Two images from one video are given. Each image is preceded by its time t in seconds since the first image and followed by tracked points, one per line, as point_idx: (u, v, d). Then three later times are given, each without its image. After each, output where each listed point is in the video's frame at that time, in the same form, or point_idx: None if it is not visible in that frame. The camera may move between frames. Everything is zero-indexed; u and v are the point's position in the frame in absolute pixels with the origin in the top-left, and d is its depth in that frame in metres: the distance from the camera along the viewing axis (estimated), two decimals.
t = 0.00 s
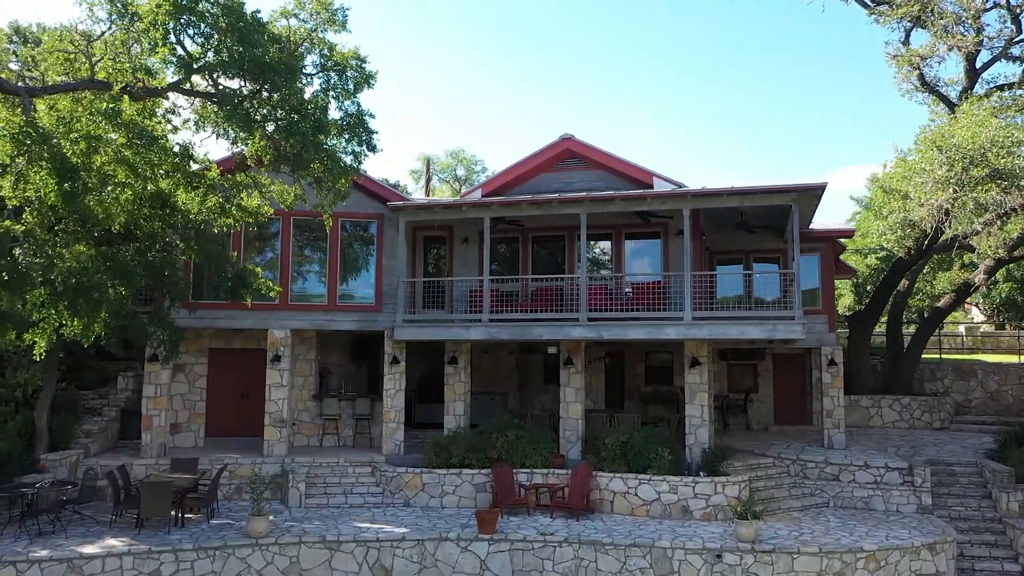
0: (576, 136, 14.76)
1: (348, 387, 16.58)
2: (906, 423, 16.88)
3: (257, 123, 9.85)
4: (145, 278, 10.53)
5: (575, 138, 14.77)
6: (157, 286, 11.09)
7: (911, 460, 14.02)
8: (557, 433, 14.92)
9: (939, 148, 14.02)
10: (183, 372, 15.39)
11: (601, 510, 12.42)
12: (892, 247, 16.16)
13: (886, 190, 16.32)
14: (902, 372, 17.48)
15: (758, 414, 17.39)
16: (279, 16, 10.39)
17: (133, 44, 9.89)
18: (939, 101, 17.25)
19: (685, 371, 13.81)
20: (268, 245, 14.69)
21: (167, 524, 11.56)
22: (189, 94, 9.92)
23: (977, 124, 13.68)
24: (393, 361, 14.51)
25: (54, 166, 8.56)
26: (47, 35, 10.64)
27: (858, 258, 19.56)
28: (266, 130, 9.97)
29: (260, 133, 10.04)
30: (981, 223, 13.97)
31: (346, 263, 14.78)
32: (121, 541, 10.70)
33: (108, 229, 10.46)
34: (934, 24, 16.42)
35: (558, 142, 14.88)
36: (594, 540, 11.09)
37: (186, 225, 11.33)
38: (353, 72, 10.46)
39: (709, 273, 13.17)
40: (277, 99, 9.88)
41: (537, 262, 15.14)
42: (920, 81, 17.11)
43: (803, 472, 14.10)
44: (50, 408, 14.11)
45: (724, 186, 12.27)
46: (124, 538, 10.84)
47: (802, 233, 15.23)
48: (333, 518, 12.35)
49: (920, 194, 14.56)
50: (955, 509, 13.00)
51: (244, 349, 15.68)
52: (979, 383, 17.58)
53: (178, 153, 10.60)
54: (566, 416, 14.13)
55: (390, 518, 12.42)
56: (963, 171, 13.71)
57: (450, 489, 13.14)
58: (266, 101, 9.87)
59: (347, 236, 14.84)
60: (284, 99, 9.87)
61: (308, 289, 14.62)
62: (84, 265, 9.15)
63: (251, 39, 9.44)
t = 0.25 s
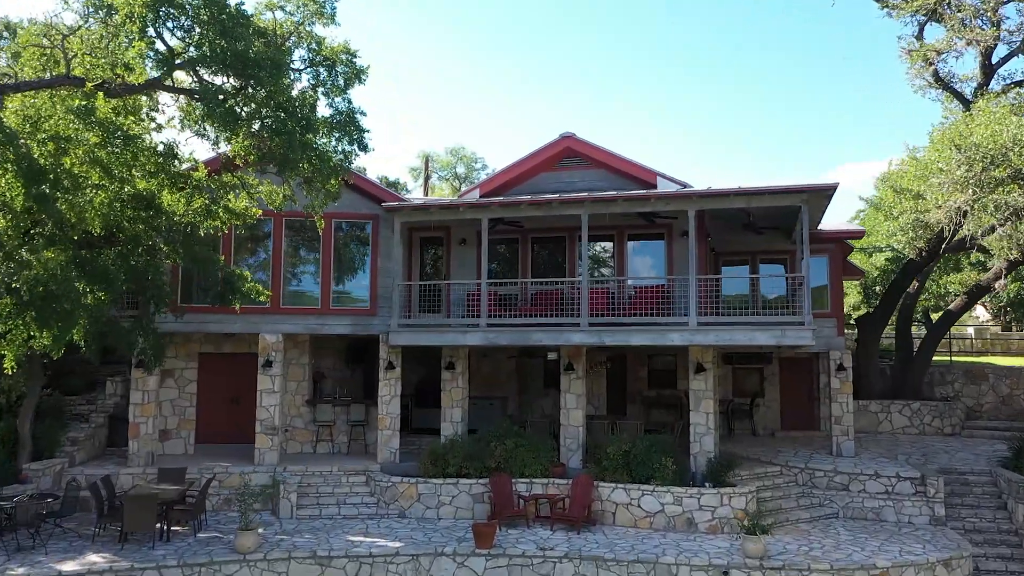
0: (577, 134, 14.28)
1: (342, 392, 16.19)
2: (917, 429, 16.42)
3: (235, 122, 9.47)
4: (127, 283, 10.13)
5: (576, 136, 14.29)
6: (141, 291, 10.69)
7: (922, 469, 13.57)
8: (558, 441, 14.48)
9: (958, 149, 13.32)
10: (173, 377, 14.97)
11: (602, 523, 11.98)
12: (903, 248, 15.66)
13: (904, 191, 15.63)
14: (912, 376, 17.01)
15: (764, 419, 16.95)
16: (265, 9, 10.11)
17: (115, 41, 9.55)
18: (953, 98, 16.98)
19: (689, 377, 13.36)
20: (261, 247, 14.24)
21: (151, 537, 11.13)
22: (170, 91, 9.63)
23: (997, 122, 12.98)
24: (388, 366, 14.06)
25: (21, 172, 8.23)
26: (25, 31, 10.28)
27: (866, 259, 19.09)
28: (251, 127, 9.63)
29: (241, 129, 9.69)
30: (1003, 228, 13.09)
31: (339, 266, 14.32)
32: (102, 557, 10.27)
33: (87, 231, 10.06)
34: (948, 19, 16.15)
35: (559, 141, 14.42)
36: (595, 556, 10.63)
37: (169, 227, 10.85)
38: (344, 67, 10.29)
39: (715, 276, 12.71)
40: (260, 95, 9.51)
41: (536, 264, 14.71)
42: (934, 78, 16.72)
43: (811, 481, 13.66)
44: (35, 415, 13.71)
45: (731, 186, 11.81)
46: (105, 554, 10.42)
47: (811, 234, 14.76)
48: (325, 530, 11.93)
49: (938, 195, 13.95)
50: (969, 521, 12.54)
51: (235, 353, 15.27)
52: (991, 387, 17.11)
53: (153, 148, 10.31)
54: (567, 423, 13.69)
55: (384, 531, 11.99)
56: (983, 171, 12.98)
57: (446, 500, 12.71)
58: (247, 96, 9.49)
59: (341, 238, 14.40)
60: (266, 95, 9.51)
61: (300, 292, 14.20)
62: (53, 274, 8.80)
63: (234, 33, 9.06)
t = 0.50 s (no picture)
0: (577, 131, 13.80)
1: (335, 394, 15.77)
2: (925, 433, 16.00)
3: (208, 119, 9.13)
4: (105, 286, 9.72)
5: (576, 133, 13.82)
6: (120, 295, 10.26)
7: (932, 475, 13.16)
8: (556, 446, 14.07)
9: (976, 145, 12.80)
10: (160, 380, 14.56)
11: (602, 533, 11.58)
12: (912, 247, 15.21)
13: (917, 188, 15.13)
14: (920, 377, 16.60)
15: (767, 422, 16.54)
16: None
17: (92, 33, 9.17)
18: (964, 93, 16.70)
19: (692, 382, 12.93)
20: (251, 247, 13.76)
21: (133, 550, 10.70)
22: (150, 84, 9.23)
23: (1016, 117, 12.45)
24: (381, 369, 13.64)
25: None
26: None
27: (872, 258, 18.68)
28: (232, 123, 9.25)
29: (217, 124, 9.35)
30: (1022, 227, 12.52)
31: (330, 266, 13.87)
32: (80, 571, 9.84)
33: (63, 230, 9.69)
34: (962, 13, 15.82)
35: (558, 137, 13.96)
36: (594, 569, 10.20)
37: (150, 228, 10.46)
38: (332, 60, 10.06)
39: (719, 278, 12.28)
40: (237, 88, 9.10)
41: (534, 264, 14.29)
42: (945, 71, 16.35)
43: (818, 488, 13.25)
44: (17, 420, 13.29)
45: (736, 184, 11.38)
46: (84, 568, 9.99)
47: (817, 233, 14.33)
48: (314, 540, 11.50)
49: (953, 194, 13.44)
50: (981, 530, 12.13)
51: (224, 356, 14.87)
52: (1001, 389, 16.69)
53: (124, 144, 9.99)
54: (565, 429, 13.27)
55: (375, 541, 11.56)
56: (1003, 169, 12.45)
57: (440, 509, 12.29)
58: (224, 90, 9.11)
59: (333, 237, 13.97)
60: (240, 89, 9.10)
61: (290, 293, 13.77)
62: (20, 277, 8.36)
63: (211, 22, 8.65)
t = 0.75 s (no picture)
0: (575, 125, 13.38)
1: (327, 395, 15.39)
2: (932, 435, 15.62)
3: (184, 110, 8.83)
4: (81, 288, 9.19)
5: (574, 126, 13.39)
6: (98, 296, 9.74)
7: (942, 480, 12.78)
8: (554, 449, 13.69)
9: (990, 139, 12.36)
10: (147, 381, 14.17)
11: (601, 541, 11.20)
12: (920, 244, 14.79)
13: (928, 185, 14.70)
14: (928, 377, 16.21)
15: (771, 424, 16.16)
16: None
17: (67, 22, 8.80)
18: (976, 86, 16.35)
19: (694, 384, 12.54)
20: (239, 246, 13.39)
21: (114, 560, 10.30)
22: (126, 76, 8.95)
23: None
24: (374, 371, 13.25)
25: None
26: None
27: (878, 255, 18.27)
28: (212, 117, 8.96)
29: (193, 117, 9.06)
30: None
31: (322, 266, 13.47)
32: None
33: (38, 228, 9.31)
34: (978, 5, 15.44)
35: (556, 131, 13.52)
36: None
37: (132, 226, 9.97)
38: (318, 50, 9.91)
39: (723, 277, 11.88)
40: (214, 78, 8.86)
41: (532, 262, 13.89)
42: (957, 63, 15.95)
43: (823, 493, 12.87)
44: None
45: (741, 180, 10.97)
46: None
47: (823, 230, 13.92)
48: (304, 549, 11.12)
49: (967, 190, 13.01)
50: (993, 537, 11.75)
51: (213, 356, 14.46)
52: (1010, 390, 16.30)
53: (101, 142, 9.71)
54: (563, 432, 12.89)
55: (367, 549, 11.18)
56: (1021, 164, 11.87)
57: (434, 515, 11.91)
58: (202, 82, 8.83)
59: (324, 234, 13.57)
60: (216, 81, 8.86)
61: (280, 293, 13.38)
62: None
63: (187, 11, 8.40)
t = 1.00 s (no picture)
0: (573, 118, 12.96)
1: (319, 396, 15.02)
2: (939, 436, 15.27)
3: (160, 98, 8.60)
4: (52, 289, 8.57)
5: (573, 120, 12.98)
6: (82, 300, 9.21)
7: (951, 484, 12.42)
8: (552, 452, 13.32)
9: (1005, 134, 11.93)
10: (134, 382, 13.79)
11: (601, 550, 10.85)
12: (929, 241, 14.40)
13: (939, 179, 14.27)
14: (935, 376, 15.84)
15: (774, 424, 15.80)
16: None
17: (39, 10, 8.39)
18: (988, 78, 15.92)
19: (696, 386, 12.17)
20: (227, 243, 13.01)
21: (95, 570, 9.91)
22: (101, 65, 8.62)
23: None
24: (367, 371, 12.86)
25: None
26: None
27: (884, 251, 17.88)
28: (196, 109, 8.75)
29: (169, 103, 8.86)
30: None
31: (311, 263, 13.09)
32: None
33: (13, 225, 8.96)
34: None
35: (554, 125, 13.12)
36: None
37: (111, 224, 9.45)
38: (302, 39, 9.86)
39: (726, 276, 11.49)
40: (192, 69, 8.57)
41: (529, 260, 13.52)
42: (970, 54, 15.58)
43: (829, 498, 12.51)
44: None
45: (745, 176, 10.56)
46: None
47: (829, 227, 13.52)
48: (293, 557, 10.75)
49: (982, 187, 12.56)
50: (1005, 544, 11.38)
51: (202, 356, 14.08)
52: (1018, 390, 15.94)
53: (80, 140, 9.25)
54: (562, 434, 12.52)
55: (358, 557, 10.81)
56: None
57: (428, 521, 11.55)
58: (179, 72, 8.53)
59: (315, 231, 13.17)
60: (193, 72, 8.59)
61: (269, 291, 12.98)
62: None
63: None
